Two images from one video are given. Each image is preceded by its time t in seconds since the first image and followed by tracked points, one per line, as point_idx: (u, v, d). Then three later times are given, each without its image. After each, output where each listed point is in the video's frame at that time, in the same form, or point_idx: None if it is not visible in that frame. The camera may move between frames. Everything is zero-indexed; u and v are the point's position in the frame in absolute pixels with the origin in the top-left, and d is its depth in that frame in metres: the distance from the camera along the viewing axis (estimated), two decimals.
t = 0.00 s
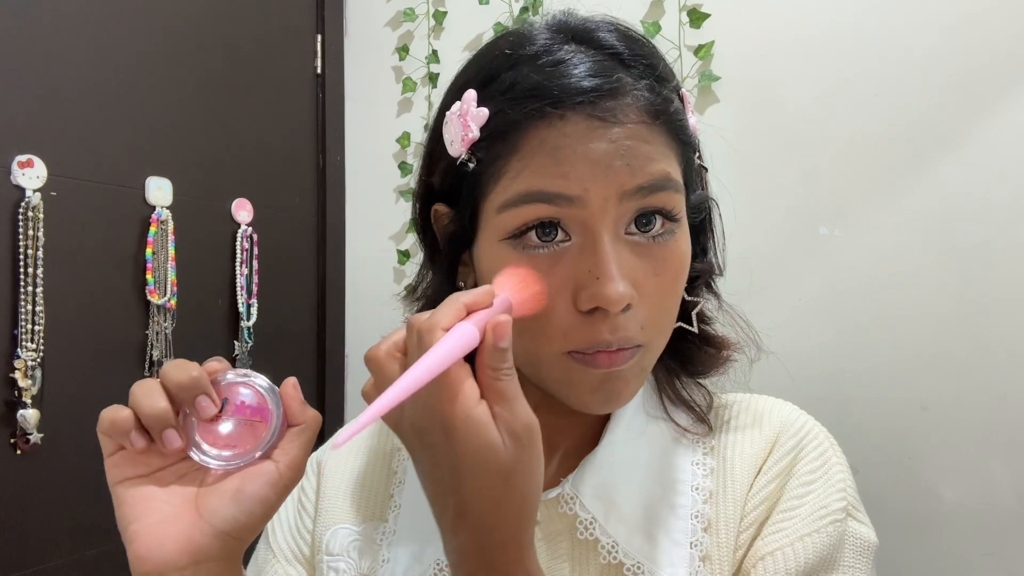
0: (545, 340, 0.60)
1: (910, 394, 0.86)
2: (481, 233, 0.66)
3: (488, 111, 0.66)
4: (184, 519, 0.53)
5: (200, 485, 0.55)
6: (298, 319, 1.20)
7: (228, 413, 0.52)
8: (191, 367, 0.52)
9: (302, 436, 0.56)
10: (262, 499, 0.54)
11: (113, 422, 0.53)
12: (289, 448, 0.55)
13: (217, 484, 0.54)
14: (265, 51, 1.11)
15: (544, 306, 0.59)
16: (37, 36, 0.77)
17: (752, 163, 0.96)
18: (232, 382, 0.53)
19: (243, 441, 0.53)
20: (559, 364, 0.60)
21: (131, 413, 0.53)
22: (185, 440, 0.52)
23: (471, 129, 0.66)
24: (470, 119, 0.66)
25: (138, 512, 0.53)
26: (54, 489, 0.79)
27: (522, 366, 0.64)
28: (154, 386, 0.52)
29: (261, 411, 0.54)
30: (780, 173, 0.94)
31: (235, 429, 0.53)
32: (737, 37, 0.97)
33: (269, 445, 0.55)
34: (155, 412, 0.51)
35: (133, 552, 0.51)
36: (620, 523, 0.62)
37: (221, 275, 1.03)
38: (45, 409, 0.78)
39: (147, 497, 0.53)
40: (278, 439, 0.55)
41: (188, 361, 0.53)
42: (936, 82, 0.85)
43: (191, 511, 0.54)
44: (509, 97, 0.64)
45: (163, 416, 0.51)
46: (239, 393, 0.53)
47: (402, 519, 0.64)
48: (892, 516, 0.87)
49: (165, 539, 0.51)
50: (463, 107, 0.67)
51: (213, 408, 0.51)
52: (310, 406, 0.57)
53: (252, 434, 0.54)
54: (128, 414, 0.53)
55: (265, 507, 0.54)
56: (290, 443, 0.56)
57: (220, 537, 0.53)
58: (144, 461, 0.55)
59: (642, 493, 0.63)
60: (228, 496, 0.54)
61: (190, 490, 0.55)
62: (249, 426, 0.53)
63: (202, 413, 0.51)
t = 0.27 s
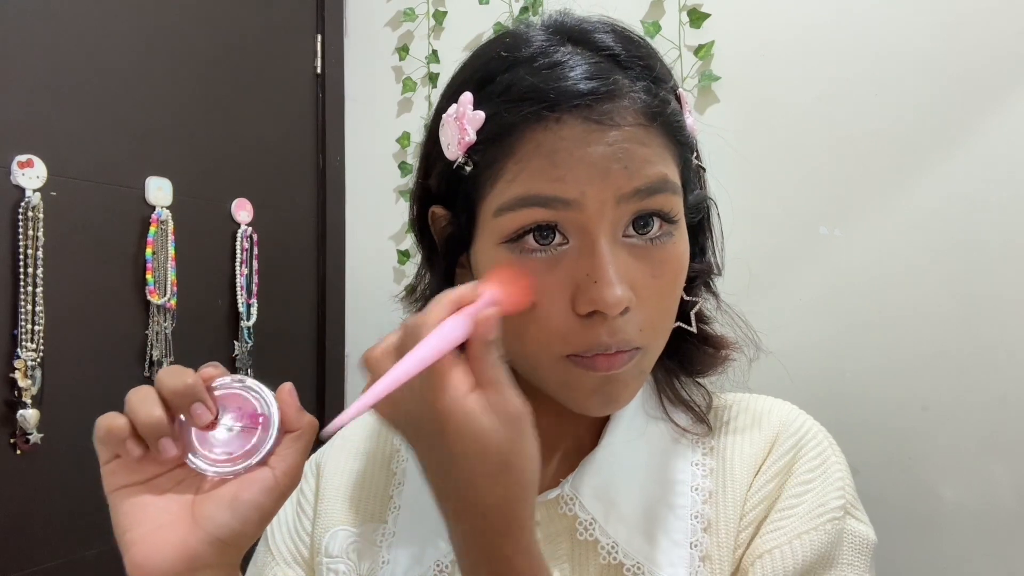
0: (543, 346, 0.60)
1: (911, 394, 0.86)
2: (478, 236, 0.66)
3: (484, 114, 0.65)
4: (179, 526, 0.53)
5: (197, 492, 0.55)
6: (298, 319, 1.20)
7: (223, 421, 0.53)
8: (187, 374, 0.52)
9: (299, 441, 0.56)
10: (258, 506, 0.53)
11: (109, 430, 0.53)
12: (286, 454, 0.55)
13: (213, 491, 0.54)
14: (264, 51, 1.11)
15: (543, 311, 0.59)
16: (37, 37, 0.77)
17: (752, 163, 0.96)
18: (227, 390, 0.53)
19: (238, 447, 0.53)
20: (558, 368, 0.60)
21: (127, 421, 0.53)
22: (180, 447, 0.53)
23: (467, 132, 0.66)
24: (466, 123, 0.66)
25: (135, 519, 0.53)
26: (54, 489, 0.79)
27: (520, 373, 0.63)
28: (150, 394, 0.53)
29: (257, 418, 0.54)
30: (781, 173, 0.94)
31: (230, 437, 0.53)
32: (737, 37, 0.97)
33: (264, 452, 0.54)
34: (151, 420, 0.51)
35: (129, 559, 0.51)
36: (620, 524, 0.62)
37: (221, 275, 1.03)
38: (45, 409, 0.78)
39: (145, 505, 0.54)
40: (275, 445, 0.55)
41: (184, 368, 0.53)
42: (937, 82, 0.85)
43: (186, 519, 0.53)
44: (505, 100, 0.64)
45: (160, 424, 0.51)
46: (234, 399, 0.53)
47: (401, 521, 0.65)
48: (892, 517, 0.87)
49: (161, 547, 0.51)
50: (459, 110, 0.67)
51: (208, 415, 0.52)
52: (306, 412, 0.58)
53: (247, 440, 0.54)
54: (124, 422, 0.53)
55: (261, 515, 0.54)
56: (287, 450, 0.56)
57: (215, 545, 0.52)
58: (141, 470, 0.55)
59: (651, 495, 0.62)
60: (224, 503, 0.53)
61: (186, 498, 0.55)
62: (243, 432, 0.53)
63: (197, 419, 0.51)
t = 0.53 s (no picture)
0: (531, 339, 0.61)
1: (911, 395, 0.86)
2: (470, 230, 0.66)
3: (478, 109, 0.65)
4: (165, 528, 0.53)
5: (181, 493, 0.56)
6: (297, 319, 1.20)
7: (210, 422, 0.53)
8: (172, 376, 0.53)
9: (283, 442, 0.57)
10: (244, 508, 0.54)
11: (93, 434, 0.53)
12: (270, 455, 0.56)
13: (198, 491, 0.55)
14: (265, 51, 1.11)
15: (532, 304, 0.60)
16: (37, 37, 0.77)
17: (752, 163, 0.96)
18: (214, 391, 0.54)
19: (223, 448, 0.54)
20: (546, 362, 0.61)
21: (111, 424, 0.53)
22: (166, 450, 0.53)
23: (461, 126, 0.66)
24: (460, 117, 0.66)
25: (120, 521, 0.53)
26: (54, 489, 0.79)
27: (511, 365, 0.65)
28: (136, 396, 0.53)
29: (243, 418, 0.55)
30: (780, 173, 0.94)
31: (216, 438, 0.54)
32: (738, 37, 0.96)
33: (251, 452, 0.55)
34: (136, 422, 0.52)
35: (114, 560, 0.51)
36: (620, 530, 0.60)
37: (221, 275, 1.03)
38: (45, 409, 0.78)
39: (130, 506, 0.54)
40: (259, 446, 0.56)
41: (169, 369, 0.54)
42: (937, 82, 0.85)
43: (171, 521, 0.54)
44: (498, 95, 0.64)
45: (144, 428, 0.52)
46: (219, 400, 0.54)
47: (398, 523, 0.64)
48: (892, 517, 0.87)
49: (145, 548, 0.52)
50: (453, 104, 0.67)
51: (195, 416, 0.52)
52: (291, 413, 0.59)
53: (233, 440, 0.54)
54: (109, 425, 0.54)
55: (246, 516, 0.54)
56: (271, 451, 0.57)
57: (199, 546, 0.53)
58: (126, 470, 0.55)
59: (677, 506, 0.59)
60: (208, 503, 0.54)
61: (170, 499, 0.55)
62: (228, 433, 0.54)
63: (182, 421, 0.52)
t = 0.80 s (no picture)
0: (522, 338, 0.60)
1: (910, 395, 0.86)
2: (466, 228, 0.66)
3: (476, 107, 0.66)
4: (168, 533, 0.53)
5: (186, 498, 0.55)
6: (297, 319, 1.20)
7: (217, 425, 0.54)
8: (177, 380, 0.53)
9: (290, 445, 0.57)
10: (249, 513, 0.53)
11: (96, 439, 0.53)
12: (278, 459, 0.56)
13: (203, 496, 0.54)
14: (265, 51, 1.11)
15: (523, 304, 0.60)
16: (37, 37, 0.77)
17: (752, 163, 0.96)
18: (219, 394, 0.54)
19: (230, 452, 0.54)
20: (537, 362, 0.60)
21: (115, 429, 0.53)
22: (172, 454, 0.53)
23: (459, 124, 0.66)
24: (459, 115, 0.66)
25: (123, 526, 0.53)
26: (55, 488, 0.79)
27: (505, 364, 0.64)
28: (140, 401, 0.53)
29: (250, 421, 0.55)
30: (781, 174, 0.94)
31: (223, 441, 0.54)
32: (738, 37, 0.97)
33: (258, 455, 0.56)
34: (141, 427, 0.52)
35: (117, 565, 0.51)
36: (625, 529, 0.60)
37: (221, 275, 1.03)
38: (45, 409, 0.78)
39: (134, 511, 0.54)
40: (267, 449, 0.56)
41: (172, 373, 0.54)
42: (937, 82, 0.85)
43: (175, 526, 0.53)
44: (496, 94, 0.64)
45: (149, 433, 0.52)
46: (226, 403, 0.54)
47: (398, 525, 0.64)
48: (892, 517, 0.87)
49: (150, 554, 0.51)
50: (453, 102, 0.68)
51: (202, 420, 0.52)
52: (298, 416, 0.58)
53: (239, 444, 0.55)
54: (113, 430, 0.53)
55: (254, 520, 0.54)
56: (278, 454, 0.56)
57: (203, 552, 0.52)
58: (129, 476, 0.55)
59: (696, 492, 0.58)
60: (214, 508, 0.53)
61: (174, 505, 0.55)
62: (235, 437, 0.54)
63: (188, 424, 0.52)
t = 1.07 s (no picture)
0: (524, 341, 0.60)
1: (910, 394, 0.86)
2: (467, 230, 0.66)
3: (480, 107, 0.66)
4: (172, 538, 0.53)
5: (189, 503, 0.55)
6: (297, 319, 1.20)
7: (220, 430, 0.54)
8: (179, 386, 0.52)
9: (293, 449, 0.57)
10: (254, 518, 0.54)
11: (98, 444, 0.53)
12: (282, 463, 0.56)
13: (207, 501, 0.55)
14: (265, 51, 1.11)
15: (524, 306, 0.60)
16: (37, 37, 0.77)
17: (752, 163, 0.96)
18: (222, 399, 0.54)
19: (233, 457, 0.54)
20: (538, 365, 0.60)
21: (116, 435, 0.53)
22: (174, 460, 0.53)
23: (463, 124, 0.66)
24: (463, 115, 0.66)
25: (126, 531, 0.53)
26: (55, 488, 0.79)
27: (505, 365, 0.64)
28: (141, 405, 0.53)
29: (253, 426, 0.54)
30: (781, 174, 0.94)
31: (226, 446, 0.54)
32: (737, 37, 0.97)
33: (262, 460, 0.55)
34: (143, 433, 0.52)
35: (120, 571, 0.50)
36: (627, 529, 0.60)
37: (221, 275, 1.03)
38: (45, 409, 0.78)
39: (136, 517, 0.54)
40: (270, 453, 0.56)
41: (174, 377, 0.53)
42: (936, 81, 0.85)
43: (179, 531, 0.53)
44: (500, 95, 0.64)
45: (152, 439, 0.52)
46: (229, 408, 0.54)
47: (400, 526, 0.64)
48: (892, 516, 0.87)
49: (154, 559, 0.51)
50: (457, 102, 0.68)
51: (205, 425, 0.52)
52: (301, 420, 0.58)
53: (243, 448, 0.54)
54: (114, 435, 0.53)
55: (258, 525, 0.54)
56: (282, 458, 0.57)
57: (208, 556, 0.52)
58: (130, 480, 0.55)
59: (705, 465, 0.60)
60: (219, 514, 0.54)
61: (177, 509, 0.55)
62: (239, 442, 0.54)
63: (191, 430, 0.52)
